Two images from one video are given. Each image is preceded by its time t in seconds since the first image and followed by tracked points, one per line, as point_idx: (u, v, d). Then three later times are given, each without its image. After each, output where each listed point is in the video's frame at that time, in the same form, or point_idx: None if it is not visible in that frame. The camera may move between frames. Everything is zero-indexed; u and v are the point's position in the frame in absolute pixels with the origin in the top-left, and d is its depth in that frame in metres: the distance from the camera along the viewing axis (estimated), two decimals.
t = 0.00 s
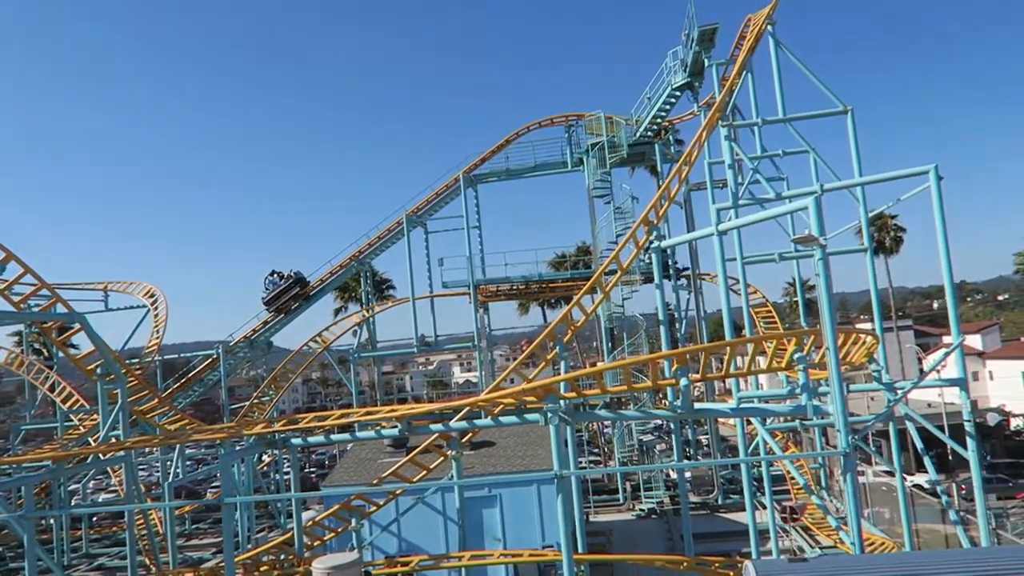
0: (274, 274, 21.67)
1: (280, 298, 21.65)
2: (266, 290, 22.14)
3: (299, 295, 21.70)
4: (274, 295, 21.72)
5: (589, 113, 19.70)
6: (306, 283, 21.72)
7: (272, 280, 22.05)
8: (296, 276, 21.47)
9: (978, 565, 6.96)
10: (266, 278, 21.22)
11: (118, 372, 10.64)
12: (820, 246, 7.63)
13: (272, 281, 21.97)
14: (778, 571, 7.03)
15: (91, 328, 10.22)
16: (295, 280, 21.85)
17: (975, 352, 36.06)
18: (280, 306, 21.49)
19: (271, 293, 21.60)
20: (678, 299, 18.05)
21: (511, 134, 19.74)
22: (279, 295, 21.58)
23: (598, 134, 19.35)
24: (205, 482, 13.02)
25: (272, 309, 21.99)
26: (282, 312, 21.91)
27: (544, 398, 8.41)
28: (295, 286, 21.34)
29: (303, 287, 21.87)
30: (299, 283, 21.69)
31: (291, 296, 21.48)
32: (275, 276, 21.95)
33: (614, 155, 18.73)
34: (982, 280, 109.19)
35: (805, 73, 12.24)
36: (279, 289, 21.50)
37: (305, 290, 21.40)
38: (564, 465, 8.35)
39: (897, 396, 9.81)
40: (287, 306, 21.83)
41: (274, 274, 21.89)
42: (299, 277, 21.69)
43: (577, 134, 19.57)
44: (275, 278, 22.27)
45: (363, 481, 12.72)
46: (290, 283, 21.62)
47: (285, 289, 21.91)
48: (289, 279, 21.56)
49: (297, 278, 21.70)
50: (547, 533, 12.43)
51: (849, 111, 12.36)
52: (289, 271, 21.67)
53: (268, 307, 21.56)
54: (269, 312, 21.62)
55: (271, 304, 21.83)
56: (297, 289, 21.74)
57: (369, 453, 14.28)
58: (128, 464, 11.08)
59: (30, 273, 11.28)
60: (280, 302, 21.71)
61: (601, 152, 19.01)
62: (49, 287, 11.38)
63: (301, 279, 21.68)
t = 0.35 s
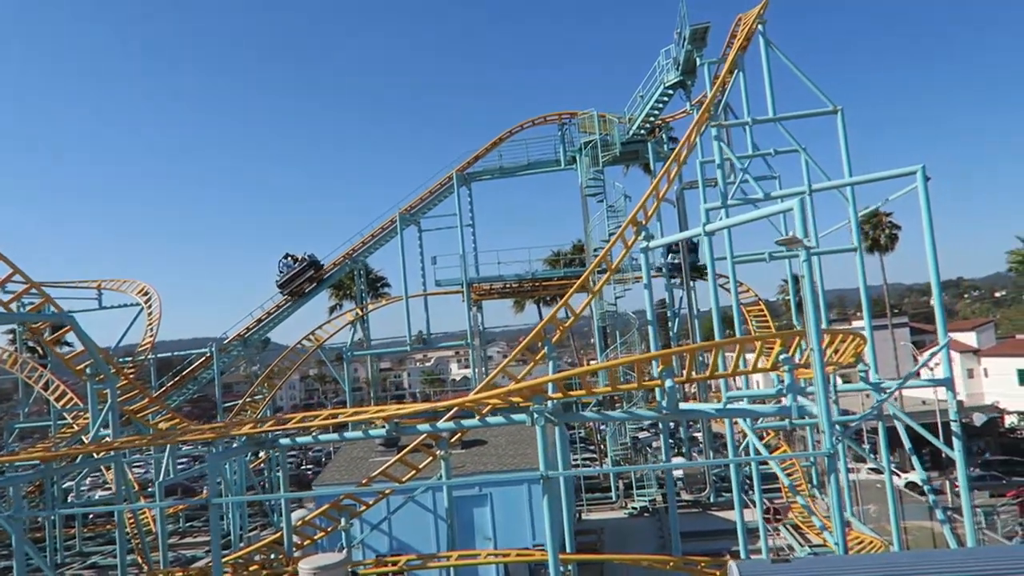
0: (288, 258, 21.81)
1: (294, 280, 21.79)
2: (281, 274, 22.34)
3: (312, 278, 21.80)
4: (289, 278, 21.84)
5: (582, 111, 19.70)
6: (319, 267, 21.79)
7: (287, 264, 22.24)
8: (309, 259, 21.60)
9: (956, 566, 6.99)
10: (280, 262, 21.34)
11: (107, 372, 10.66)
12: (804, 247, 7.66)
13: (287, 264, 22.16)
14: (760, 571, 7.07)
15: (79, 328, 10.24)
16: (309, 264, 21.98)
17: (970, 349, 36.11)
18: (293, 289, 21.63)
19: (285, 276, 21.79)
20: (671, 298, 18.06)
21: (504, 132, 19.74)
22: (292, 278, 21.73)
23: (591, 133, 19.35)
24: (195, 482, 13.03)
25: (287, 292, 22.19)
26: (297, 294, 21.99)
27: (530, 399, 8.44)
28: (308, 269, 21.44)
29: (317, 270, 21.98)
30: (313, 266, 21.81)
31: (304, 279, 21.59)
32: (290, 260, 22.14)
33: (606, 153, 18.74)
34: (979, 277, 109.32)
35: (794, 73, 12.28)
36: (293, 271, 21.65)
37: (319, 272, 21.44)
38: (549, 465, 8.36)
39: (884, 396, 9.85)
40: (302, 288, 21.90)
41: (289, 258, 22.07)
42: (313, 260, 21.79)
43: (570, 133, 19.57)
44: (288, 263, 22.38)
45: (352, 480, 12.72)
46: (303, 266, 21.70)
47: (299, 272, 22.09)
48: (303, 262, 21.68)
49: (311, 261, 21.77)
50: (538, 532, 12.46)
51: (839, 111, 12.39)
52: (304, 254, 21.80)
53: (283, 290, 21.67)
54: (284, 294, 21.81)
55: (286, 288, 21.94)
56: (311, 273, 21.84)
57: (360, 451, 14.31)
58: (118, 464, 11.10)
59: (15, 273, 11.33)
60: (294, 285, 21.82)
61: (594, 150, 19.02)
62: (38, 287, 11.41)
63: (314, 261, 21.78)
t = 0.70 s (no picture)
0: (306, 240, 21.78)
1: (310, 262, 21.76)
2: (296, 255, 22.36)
3: (328, 260, 21.77)
4: (305, 259, 21.81)
5: (577, 108, 19.68)
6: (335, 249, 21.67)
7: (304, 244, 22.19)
8: (325, 241, 21.58)
9: (935, 565, 7.00)
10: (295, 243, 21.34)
11: (98, 372, 10.68)
12: (791, 246, 7.67)
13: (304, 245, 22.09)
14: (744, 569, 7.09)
15: (69, 327, 10.26)
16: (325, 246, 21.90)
17: (967, 343, 36.09)
18: (309, 271, 21.64)
19: (301, 257, 21.77)
20: (665, 294, 18.08)
21: (498, 129, 19.73)
22: (308, 260, 21.72)
23: (586, 129, 19.34)
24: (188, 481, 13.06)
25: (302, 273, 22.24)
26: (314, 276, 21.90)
27: (518, 398, 8.48)
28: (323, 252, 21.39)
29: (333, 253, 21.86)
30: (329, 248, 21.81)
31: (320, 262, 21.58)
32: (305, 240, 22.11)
33: (601, 150, 18.73)
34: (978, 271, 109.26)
35: (787, 70, 12.26)
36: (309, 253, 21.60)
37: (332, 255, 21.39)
38: (537, 465, 8.37)
39: (873, 394, 9.86)
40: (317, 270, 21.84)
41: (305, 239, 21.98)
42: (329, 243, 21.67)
43: (565, 129, 19.56)
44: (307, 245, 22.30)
45: (345, 477, 12.76)
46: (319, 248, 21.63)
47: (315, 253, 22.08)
48: (319, 244, 21.65)
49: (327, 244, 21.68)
50: (530, 529, 12.49)
51: (830, 108, 12.39)
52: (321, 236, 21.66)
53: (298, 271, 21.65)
54: (299, 276, 21.82)
55: (303, 269, 21.91)
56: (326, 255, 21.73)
57: (354, 449, 14.34)
58: (109, 464, 11.12)
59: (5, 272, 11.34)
60: (310, 267, 21.77)
61: (588, 147, 19.01)
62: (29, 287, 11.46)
63: (330, 244, 21.70)
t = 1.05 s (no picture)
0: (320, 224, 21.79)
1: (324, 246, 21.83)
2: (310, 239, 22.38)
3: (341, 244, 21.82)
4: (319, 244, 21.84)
5: (570, 107, 19.68)
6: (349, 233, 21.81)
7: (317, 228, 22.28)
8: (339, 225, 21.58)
9: (918, 565, 7.02)
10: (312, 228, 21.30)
11: (87, 374, 10.67)
12: (776, 248, 7.68)
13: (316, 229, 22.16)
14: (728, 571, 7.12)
15: (56, 329, 10.25)
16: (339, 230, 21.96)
17: (963, 340, 36.13)
18: (323, 256, 21.68)
19: (315, 242, 21.80)
20: (657, 293, 18.10)
21: (491, 128, 19.72)
22: (322, 244, 21.75)
23: (579, 128, 19.33)
24: (178, 481, 13.05)
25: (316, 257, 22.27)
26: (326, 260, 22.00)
27: (504, 401, 8.52)
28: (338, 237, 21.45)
29: (347, 237, 21.96)
30: (343, 232, 21.82)
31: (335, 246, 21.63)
32: (318, 225, 22.15)
33: (594, 149, 18.73)
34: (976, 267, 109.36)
35: (776, 70, 12.22)
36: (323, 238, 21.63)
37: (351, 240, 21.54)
38: (524, 467, 8.39)
39: (861, 394, 9.90)
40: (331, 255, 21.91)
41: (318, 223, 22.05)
42: (343, 227, 21.76)
43: (558, 128, 19.55)
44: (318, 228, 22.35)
45: (336, 478, 12.77)
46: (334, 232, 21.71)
47: (329, 237, 22.16)
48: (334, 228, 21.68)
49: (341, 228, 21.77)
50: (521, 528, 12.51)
51: (820, 107, 12.39)
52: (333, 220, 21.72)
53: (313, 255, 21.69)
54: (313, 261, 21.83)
55: (316, 254, 21.93)
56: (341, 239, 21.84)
57: (345, 449, 14.37)
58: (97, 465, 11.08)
59: None
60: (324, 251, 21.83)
61: (581, 145, 19.01)
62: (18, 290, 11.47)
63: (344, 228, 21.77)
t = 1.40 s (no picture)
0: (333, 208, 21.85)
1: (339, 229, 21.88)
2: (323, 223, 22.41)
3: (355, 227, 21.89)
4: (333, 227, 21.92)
5: (563, 105, 19.66)
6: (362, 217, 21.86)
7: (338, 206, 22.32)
8: (353, 208, 21.66)
9: (897, 567, 7.05)
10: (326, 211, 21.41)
11: (76, 376, 10.69)
12: (760, 250, 7.68)
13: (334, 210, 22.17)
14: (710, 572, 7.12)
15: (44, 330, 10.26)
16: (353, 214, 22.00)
17: (959, 337, 36.17)
18: (336, 239, 21.74)
19: (328, 225, 21.86)
20: (650, 292, 18.12)
21: (484, 127, 19.71)
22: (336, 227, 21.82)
23: (572, 127, 19.33)
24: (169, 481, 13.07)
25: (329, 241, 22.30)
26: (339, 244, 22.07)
27: (490, 402, 8.54)
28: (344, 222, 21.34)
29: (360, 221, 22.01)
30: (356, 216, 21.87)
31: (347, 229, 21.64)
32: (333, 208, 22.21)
33: (587, 147, 18.73)
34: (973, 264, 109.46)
35: (766, 70, 12.21)
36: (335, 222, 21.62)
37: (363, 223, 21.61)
38: (509, 468, 8.39)
39: (847, 395, 9.92)
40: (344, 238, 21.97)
41: (332, 207, 22.20)
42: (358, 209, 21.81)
43: (551, 127, 19.55)
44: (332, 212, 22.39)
45: (326, 477, 12.78)
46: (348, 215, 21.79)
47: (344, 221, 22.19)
48: (348, 211, 21.76)
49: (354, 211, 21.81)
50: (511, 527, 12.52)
51: (810, 108, 12.40)
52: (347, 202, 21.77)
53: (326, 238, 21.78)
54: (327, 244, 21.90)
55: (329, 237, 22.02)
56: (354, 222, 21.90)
57: (337, 448, 14.40)
58: (85, 466, 11.08)
59: None
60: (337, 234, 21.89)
61: (574, 144, 19.00)
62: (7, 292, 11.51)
63: (358, 211, 21.81)
